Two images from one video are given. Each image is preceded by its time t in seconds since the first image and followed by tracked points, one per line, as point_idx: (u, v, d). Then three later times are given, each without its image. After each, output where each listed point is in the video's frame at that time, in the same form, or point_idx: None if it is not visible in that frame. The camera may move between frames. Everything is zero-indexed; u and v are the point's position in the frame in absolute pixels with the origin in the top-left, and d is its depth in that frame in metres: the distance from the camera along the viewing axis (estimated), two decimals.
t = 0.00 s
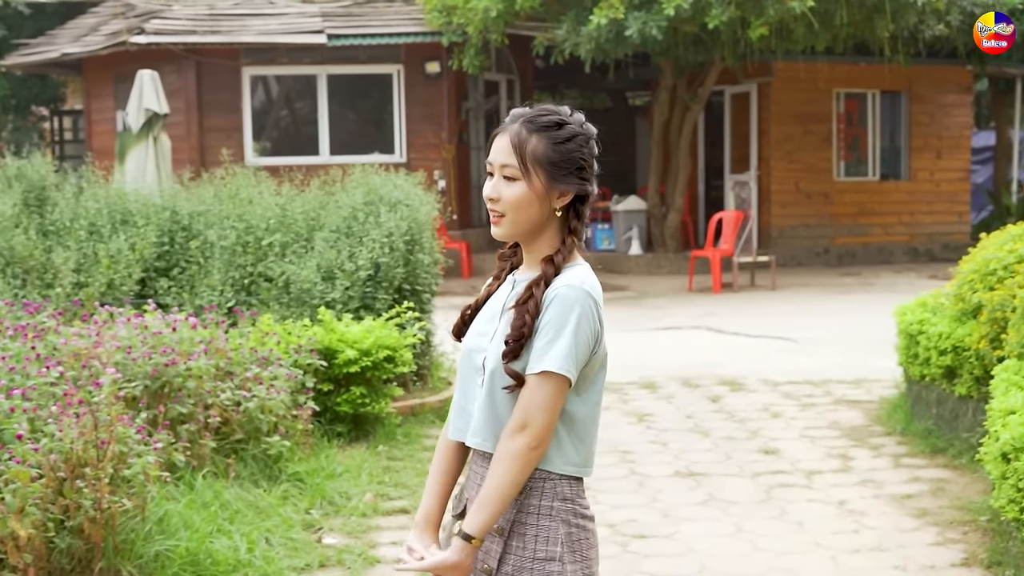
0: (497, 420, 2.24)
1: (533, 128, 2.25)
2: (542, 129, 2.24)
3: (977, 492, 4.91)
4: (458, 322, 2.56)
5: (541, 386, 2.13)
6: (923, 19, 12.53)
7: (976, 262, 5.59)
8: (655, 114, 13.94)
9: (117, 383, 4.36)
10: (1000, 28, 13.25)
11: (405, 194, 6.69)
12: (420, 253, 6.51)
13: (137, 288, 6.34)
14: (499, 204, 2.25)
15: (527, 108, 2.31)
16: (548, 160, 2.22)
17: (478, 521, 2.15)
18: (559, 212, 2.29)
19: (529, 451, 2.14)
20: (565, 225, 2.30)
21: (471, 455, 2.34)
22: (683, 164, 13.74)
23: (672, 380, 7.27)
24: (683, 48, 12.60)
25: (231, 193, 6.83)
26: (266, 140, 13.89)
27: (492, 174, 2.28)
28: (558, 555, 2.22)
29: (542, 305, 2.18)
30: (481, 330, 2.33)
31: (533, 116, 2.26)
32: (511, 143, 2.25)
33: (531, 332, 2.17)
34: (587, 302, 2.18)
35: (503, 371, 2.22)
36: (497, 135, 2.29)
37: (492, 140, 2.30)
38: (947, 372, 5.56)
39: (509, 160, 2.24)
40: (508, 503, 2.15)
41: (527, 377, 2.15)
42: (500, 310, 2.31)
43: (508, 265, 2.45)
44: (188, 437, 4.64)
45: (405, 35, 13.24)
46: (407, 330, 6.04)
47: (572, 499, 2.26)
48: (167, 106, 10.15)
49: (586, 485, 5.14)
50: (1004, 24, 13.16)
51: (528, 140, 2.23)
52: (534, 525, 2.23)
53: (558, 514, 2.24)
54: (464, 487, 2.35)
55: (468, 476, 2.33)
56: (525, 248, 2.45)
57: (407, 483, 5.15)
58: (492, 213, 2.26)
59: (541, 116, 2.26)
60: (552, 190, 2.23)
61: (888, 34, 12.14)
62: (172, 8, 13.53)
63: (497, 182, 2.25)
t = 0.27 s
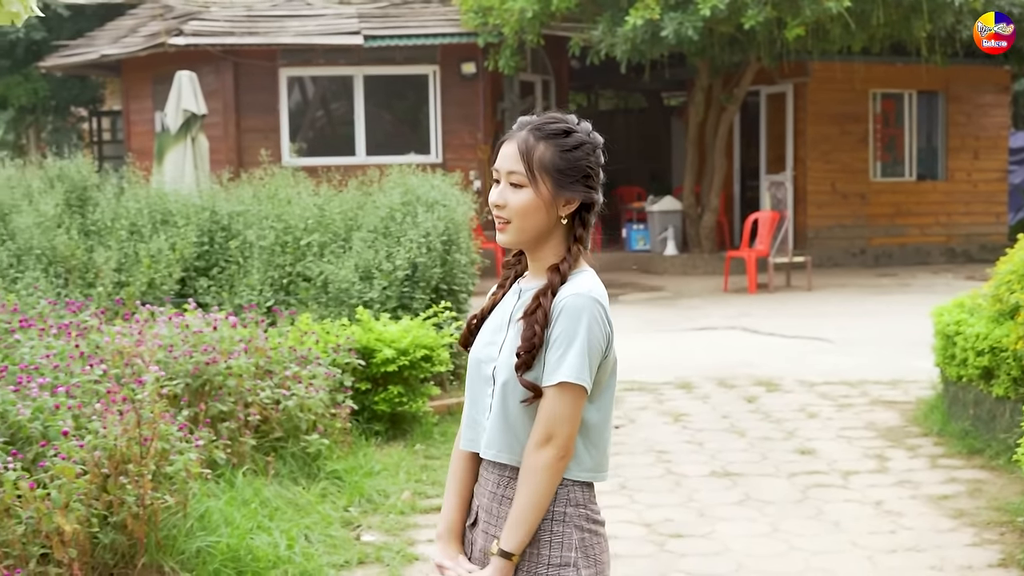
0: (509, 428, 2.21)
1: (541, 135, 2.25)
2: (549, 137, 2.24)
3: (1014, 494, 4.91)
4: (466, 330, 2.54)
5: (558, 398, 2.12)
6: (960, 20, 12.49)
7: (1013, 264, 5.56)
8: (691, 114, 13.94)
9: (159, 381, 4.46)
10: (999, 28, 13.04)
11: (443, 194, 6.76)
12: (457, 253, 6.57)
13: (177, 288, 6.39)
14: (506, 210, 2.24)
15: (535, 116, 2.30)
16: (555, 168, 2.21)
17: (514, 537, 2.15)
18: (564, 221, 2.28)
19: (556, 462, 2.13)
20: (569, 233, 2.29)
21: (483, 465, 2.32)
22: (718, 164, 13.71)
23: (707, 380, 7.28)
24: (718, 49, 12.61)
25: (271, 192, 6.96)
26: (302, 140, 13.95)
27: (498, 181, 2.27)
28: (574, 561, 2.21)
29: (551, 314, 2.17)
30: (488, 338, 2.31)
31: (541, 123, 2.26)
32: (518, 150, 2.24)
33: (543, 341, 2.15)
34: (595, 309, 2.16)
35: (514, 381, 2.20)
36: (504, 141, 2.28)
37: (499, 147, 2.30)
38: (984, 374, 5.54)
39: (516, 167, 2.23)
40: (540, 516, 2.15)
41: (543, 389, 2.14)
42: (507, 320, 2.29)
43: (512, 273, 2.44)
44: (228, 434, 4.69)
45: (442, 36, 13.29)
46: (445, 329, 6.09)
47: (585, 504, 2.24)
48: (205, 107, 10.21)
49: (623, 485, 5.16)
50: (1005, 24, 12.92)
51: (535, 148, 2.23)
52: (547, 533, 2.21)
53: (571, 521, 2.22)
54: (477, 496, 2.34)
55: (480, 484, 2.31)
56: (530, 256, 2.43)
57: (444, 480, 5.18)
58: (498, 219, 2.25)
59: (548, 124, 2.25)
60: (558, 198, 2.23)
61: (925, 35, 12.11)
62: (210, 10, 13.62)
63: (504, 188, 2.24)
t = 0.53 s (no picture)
0: (511, 440, 2.19)
1: (544, 143, 2.23)
2: (551, 146, 2.22)
3: None
4: (458, 342, 2.50)
5: (566, 407, 2.10)
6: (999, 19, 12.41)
7: None
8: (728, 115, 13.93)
9: (201, 379, 4.49)
10: (997, 28, 12.48)
11: (481, 196, 6.80)
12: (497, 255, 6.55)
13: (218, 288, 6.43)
14: (504, 216, 2.22)
15: (538, 124, 2.28)
16: (555, 177, 2.20)
17: (527, 551, 2.11)
18: (563, 231, 2.26)
19: (567, 473, 2.11)
20: (565, 244, 2.27)
21: (480, 477, 2.29)
22: (755, 164, 13.68)
23: (745, 380, 7.28)
24: (755, 49, 12.60)
25: (310, 193, 7.04)
26: (339, 141, 14.02)
27: (497, 188, 2.26)
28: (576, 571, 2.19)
29: (555, 323, 2.14)
30: (483, 348, 2.28)
31: (544, 132, 2.24)
32: (520, 157, 2.22)
33: (547, 352, 2.13)
34: (599, 317, 2.15)
35: (516, 393, 2.17)
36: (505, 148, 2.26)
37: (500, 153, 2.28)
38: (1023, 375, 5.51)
39: (517, 174, 2.22)
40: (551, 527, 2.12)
41: (549, 400, 2.12)
42: (503, 330, 2.26)
43: (506, 281, 2.42)
44: (269, 433, 4.74)
45: (478, 37, 13.32)
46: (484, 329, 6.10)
47: (584, 514, 2.23)
48: (244, 107, 10.27)
49: (660, 485, 5.18)
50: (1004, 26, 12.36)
51: (537, 156, 2.21)
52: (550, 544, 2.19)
53: (572, 530, 2.20)
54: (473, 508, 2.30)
55: (477, 497, 2.28)
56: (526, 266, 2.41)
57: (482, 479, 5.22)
58: (495, 226, 2.23)
59: (552, 133, 2.24)
60: (557, 207, 2.21)
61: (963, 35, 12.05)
62: (249, 12, 13.71)
63: (503, 195, 2.22)
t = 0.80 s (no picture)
0: (501, 437, 2.20)
1: (545, 137, 2.23)
2: (552, 140, 2.22)
3: None
4: (449, 338, 2.49)
5: (560, 404, 2.10)
6: None
7: None
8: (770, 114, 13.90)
9: (246, 376, 4.54)
10: (996, 28, 12.22)
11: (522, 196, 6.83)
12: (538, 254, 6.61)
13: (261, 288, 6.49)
14: (499, 207, 2.22)
15: (540, 119, 2.29)
16: (554, 171, 2.20)
17: (525, 549, 2.10)
18: (556, 227, 2.26)
19: (563, 470, 2.10)
20: (558, 240, 2.27)
21: (471, 475, 2.29)
22: (797, 164, 13.64)
23: (786, 381, 7.27)
24: (797, 48, 12.57)
25: (352, 193, 7.09)
26: (381, 141, 14.03)
27: (495, 179, 2.26)
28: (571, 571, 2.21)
29: (546, 319, 2.14)
30: (472, 344, 2.28)
31: (545, 126, 2.24)
32: (519, 149, 2.22)
33: (537, 347, 2.13)
34: (591, 311, 2.15)
35: (506, 390, 2.18)
36: (505, 139, 2.27)
37: (500, 144, 2.29)
38: None
39: (515, 166, 2.22)
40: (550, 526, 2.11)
41: (543, 396, 2.11)
42: (493, 325, 2.26)
43: (496, 277, 2.41)
44: (312, 431, 4.77)
45: (519, 37, 13.34)
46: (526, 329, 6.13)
47: (576, 513, 2.24)
48: (286, 108, 10.33)
49: (700, 484, 5.18)
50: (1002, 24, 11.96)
51: (537, 149, 2.21)
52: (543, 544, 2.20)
53: (565, 530, 2.21)
54: (465, 506, 2.31)
55: (469, 495, 2.29)
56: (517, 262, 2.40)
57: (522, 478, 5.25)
58: (489, 216, 2.23)
59: (554, 126, 2.24)
60: (552, 202, 2.21)
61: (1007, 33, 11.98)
62: (291, 13, 13.79)
63: (501, 186, 2.22)
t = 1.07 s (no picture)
0: (502, 428, 2.20)
1: (544, 130, 2.24)
2: (552, 132, 2.23)
3: None
4: (453, 330, 2.50)
5: (563, 394, 2.11)
6: None
7: None
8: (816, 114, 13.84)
9: (292, 374, 4.58)
10: (996, 28, 12.10)
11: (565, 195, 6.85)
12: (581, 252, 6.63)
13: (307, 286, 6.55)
14: (504, 202, 2.23)
15: (537, 113, 2.30)
16: (556, 163, 2.21)
17: (511, 536, 2.11)
18: (562, 218, 2.27)
19: (559, 461, 2.11)
20: (564, 232, 2.28)
21: (473, 468, 2.30)
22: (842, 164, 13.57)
23: (830, 381, 7.25)
24: (843, 48, 12.52)
25: (397, 193, 7.13)
26: (425, 141, 14.08)
27: (497, 175, 2.27)
28: (570, 565, 2.21)
29: (553, 310, 2.16)
30: (478, 336, 2.30)
31: (544, 119, 2.26)
32: (520, 144, 2.23)
33: (543, 337, 2.15)
34: (599, 306, 2.17)
35: (510, 380, 2.19)
36: (505, 135, 2.28)
37: (500, 140, 2.30)
38: None
39: (517, 160, 2.23)
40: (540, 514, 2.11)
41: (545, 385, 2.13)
42: (500, 317, 2.28)
43: (502, 273, 2.42)
44: (356, 428, 4.80)
45: (564, 37, 13.35)
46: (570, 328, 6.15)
47: (578, 508, 2.25)
48: (332, 108, 10.37)
49: (743, 484, 5.18)
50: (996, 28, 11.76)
51: (537, 142, 2.22)
52: (544, 537, 2.21)
53: (567, 524, 2.22)
54: (466, 500, 2.32)
55: (471, 488, 2.29)
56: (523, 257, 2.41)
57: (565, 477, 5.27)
58: (494, 211, 2.24)
59: (552, 120, 2.25)
60: (556, 194, 2.22)
61: None
62: (337, 14, 13.86)
63: (503, 181, 2.23)
